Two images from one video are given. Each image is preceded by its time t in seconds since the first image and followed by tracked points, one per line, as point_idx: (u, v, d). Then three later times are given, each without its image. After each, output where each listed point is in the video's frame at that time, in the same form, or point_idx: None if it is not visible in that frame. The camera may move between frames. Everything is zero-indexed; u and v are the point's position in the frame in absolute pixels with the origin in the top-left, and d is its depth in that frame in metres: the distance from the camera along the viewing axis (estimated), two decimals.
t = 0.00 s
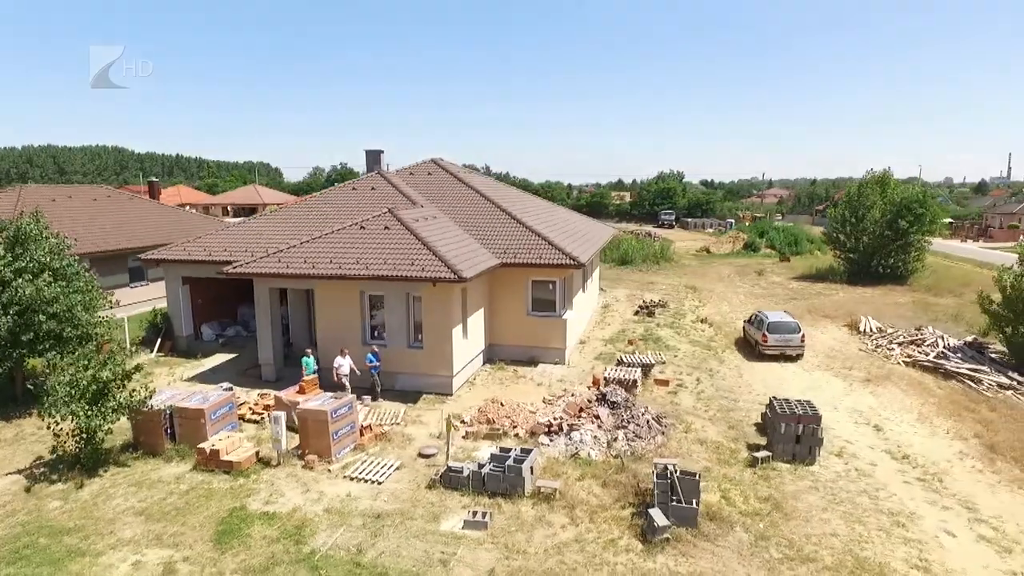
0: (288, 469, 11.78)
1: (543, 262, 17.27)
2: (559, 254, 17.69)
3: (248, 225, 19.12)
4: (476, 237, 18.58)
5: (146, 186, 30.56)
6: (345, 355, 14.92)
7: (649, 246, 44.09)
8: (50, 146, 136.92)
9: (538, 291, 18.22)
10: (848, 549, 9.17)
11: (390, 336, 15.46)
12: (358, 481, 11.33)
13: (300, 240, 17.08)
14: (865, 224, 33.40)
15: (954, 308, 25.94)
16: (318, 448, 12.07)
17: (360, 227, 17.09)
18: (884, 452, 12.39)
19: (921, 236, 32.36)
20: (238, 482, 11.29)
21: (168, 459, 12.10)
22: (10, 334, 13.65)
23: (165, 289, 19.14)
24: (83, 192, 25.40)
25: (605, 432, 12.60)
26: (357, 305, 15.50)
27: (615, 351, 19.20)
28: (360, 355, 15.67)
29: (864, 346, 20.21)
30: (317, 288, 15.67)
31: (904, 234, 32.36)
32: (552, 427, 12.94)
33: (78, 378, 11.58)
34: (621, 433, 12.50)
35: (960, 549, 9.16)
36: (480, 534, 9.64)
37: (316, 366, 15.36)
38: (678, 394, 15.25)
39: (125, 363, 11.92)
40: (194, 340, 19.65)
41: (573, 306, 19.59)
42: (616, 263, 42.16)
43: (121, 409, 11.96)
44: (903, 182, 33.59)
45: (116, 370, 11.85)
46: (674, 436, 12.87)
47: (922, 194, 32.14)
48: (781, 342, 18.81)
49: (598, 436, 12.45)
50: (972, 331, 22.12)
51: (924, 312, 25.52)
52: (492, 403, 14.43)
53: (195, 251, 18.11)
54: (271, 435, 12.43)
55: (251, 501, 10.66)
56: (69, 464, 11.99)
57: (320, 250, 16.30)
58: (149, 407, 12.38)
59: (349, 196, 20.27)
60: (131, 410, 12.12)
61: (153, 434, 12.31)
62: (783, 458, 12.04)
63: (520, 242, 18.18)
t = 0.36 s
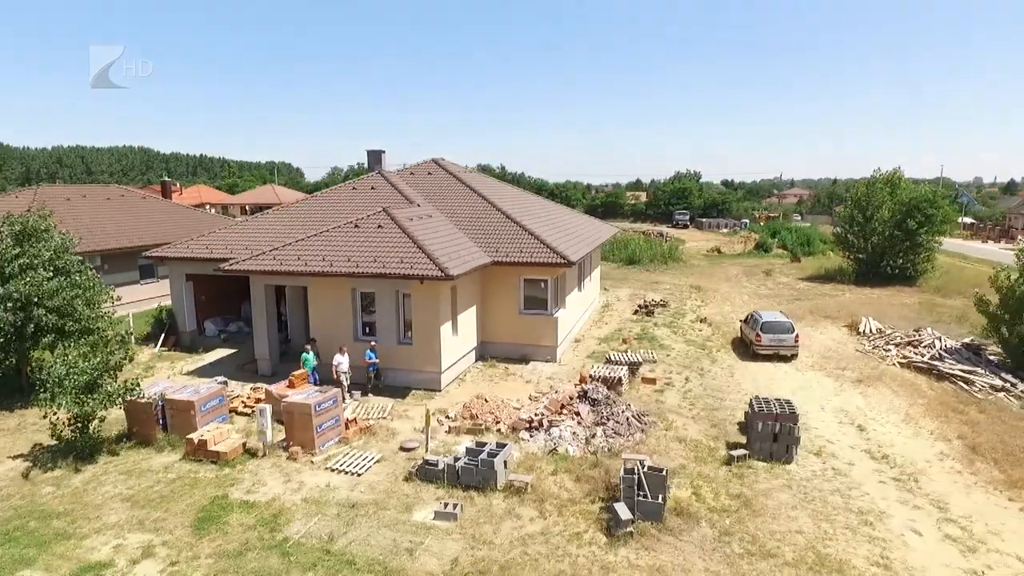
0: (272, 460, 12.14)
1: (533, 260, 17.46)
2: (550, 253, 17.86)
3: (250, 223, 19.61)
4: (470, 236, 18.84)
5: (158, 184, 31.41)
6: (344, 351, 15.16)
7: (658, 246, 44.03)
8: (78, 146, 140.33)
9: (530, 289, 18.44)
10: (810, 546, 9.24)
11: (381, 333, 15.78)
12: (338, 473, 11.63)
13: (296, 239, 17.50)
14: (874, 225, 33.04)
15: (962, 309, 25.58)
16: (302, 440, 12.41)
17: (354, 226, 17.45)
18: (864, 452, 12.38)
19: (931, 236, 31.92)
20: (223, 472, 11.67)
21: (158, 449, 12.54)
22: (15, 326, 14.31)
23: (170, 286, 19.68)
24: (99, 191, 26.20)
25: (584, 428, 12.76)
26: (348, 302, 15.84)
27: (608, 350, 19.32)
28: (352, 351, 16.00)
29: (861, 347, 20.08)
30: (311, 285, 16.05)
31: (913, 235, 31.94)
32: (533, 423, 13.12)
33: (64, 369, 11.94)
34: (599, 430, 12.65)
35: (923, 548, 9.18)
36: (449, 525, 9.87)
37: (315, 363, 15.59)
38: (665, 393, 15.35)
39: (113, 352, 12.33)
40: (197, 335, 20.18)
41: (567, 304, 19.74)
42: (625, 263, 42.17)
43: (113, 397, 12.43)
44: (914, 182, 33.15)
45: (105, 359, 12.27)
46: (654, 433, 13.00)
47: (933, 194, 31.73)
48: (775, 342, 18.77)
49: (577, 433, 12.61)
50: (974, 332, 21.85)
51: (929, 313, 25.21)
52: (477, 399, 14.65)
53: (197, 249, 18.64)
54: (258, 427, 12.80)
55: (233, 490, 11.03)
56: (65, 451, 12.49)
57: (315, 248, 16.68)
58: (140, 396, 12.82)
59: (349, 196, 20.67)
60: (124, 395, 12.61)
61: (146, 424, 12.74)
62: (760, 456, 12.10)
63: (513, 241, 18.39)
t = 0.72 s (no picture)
0: (266, 451, 12.55)
1: (531, 259, 17.67)
2: (548, 252, 18.04)
3: (258, 222, 20.18)
4: (471, 235, 19.13)
5: (178, 184, 32.46)
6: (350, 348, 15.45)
7: (672, 247, 43.84)
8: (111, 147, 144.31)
9: (529, 288, 18.64)
10: (782, 543, 9.31)
11: (379, 329, 16.13)
12: (328, 464, 11.98)
13: (300, 237, 17.98)
14: (890, 225, 32.52)
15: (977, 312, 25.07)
16: (295, 433, 12.79)
17: (356, 225, 17.87)
18: (851, 453, 12.35)
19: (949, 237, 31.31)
20: (219, 461, 12.11)
21: (159, 438, 13.05)
22: (32, 319, 15.02)
23: (182, 282, 20.33)
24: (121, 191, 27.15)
25: (570, 425, 12.93)
26: (348, 299, 16.24)
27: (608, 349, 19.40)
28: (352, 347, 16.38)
29: (866, 349, 19.85)
30: (312, 283, 16.50)
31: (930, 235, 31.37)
32: (521, 419, 13.32)
33: (71, 359, 12.52)
34: (585, 427, 12.81)
35: (896, 548, 9.18)
36: (428, 515, 10.14)
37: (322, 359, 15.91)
38: (657, 392, 15.42)
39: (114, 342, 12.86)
40: (208, 331, 20.77)
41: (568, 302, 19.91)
42: (638, 264, 42.08)
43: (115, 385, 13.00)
44: (932, 181, 32.54)
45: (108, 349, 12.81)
46: (640, 431, 13.11)
47: (951, 194, 31.14)
48: (774, 343, 18.68)
49: (563, 429, 12.78)
50: (985, 335, 21.44)
51: (942, 316, 24.76)
52: (470, 395, 14.90)
53: (207, 247, 19.26)
54: (254, 419, 13.21)
55: (226, 479, 11.45)
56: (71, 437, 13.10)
57: (317, 246, 17.14)
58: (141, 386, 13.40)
59: (354, 195, 21.13)
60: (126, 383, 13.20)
61: (149, 414, 13.28)
62: (744, 456, 12.15)
63: (512, 241, 18.63)
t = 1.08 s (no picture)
0: (271, 440, 13.05)
1: (536, 258, 17.91)
2: (553, 252, 18.26)
3: (275, 221, 20.83)
4: (479, 234, 19.47)
5: (206, 184, 33.59)
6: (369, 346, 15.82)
7: (694, 248, 43.53)
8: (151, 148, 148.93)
9: (536, 287, 18.88)
10: (762, 540, 9.38)
11: (386, 326, 16.58)
12: (329, 454, 12.41)
13: (312, 236, 18.55)
14: (915, 226, 31.82)
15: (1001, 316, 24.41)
16: (300, 424, 13.28)
17: (367, 224, 18.38)
18: (846, 455, 12.29)
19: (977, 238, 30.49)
20: (226, 449, 12.65)
21: (172, 427, 13.67)
22: (58, 313, 15.68)
23: (204, 279, 21.06)
24: (152, 191, 28.22)
25: (566, 422, 13.13)
26: (356, 297, 16.73)
27: (615, 347, 19.51)
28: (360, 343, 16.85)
29: (878, 351, 19.57)
30: (322, 279, 17.03)
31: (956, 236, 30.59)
32: (518, 415, 13.58)
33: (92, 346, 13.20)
34: (580, 424, 13.01)
35: (878, 548, 9.19)
36: (418, 505, 10.48)
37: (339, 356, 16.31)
38: (658, 391, 15.50)
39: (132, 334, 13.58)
40: (228, 326, 21.47)
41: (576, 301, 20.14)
42: (658, 264, 41.90)
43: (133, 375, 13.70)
44: (960, 181, 31.74)
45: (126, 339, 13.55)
46: (635, 428, 13.25)
47: (978, 194, 30.35)
48: (782, 344, 18.58)
49: (558, 425, 12.99)
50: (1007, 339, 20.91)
51: (964, 319, 24.18)
52: (471, 391, 15.20)
53: (227, 245, 19.99)
54: (261, 410, 13.74)
55: (231, 466, 11.97)
56: (91, 425, 13.77)
57: (328, 244, 17.67)
58: (157, 375, 14.14)
59: (369, 195, 21.66)
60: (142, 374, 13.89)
61: (164, 404, 13.92)
62: (736, 454, 12.20)
63: (519, 240, 18.92)
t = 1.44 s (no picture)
0: (279, 430, 13.56)
1: (543, 257, 18.16)
2: (560, 250, 18.48)
3: (293, 220, 21.46)
4: (489, 233, 19.79)
5: (232, 184, 34.54)
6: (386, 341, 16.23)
7: (715, 248, 43.18)
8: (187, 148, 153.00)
9: (544, 285, 19.12)
10: (745, 536, 9.49)
11: (394, 322, 17.01)
12: (332, 445, 12.86)
13: (326, 234, 19.10)
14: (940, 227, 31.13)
15: None
16: (307, 415, 13.74)
17: (379, 223, 18.85)
18: (843, 455, 12.26)
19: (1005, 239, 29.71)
20: (235, 438, 13.20)
21: (187, 416, 14.29)
22: (84, 306, 16.48)
23: (225, 276, 21.74)
24: (180, 191, 29.19)
25: (563, 417, 13.36)
26: (366, 293, 17.20)
27: (622, 346, 19.64)
28: (370, 338, 17.32)
29: (891, 353, 19.32)
30: (333, 276, 17.54)
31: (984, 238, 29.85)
32: (518, 410, 13.85)
33: (114, 338, 13.88)
34: (577, 420, 13.22)
35: (862, 546, 9.23)
36: (412, 494, 10.84)
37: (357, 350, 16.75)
38: (660, 389, 15.62)
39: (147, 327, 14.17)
40: (248, 321, 22.16)
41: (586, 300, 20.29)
42: (678, 264, 41.68)
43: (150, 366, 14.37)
44: (988, 181, 30.95)
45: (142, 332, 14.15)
46: (632, 425, 13.41)
47: (1007, 194, 29.56)
48: (791, 345, 18.49)
49: (556, 420, 13.23)
50: None
51: (986, 322, 23.64)
52: (475, 386, 15.52)
53: (246, 243, 20.67)
54: (270, 401, 14.27)
55: (239, 454, 12.50)
56: (111, 412, 14.50)
57: (340, 243, 18.18)
58: (171, 366, 14.82)
59: (383, 195, 22.16)
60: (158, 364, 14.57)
61: (180, 394, 14.56)
62: (731, 453, 12.28)
63: (527, 239, 19.19)
